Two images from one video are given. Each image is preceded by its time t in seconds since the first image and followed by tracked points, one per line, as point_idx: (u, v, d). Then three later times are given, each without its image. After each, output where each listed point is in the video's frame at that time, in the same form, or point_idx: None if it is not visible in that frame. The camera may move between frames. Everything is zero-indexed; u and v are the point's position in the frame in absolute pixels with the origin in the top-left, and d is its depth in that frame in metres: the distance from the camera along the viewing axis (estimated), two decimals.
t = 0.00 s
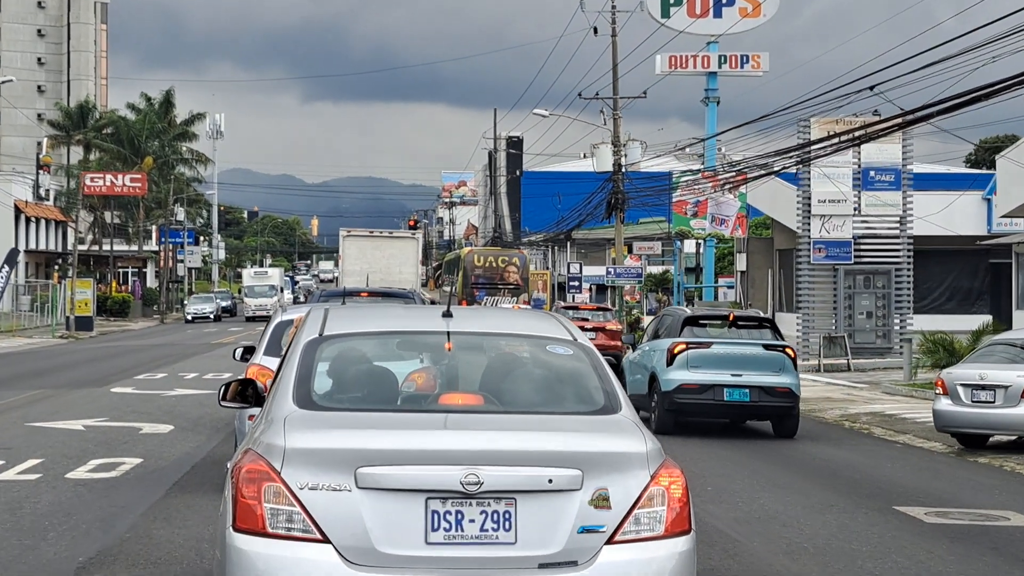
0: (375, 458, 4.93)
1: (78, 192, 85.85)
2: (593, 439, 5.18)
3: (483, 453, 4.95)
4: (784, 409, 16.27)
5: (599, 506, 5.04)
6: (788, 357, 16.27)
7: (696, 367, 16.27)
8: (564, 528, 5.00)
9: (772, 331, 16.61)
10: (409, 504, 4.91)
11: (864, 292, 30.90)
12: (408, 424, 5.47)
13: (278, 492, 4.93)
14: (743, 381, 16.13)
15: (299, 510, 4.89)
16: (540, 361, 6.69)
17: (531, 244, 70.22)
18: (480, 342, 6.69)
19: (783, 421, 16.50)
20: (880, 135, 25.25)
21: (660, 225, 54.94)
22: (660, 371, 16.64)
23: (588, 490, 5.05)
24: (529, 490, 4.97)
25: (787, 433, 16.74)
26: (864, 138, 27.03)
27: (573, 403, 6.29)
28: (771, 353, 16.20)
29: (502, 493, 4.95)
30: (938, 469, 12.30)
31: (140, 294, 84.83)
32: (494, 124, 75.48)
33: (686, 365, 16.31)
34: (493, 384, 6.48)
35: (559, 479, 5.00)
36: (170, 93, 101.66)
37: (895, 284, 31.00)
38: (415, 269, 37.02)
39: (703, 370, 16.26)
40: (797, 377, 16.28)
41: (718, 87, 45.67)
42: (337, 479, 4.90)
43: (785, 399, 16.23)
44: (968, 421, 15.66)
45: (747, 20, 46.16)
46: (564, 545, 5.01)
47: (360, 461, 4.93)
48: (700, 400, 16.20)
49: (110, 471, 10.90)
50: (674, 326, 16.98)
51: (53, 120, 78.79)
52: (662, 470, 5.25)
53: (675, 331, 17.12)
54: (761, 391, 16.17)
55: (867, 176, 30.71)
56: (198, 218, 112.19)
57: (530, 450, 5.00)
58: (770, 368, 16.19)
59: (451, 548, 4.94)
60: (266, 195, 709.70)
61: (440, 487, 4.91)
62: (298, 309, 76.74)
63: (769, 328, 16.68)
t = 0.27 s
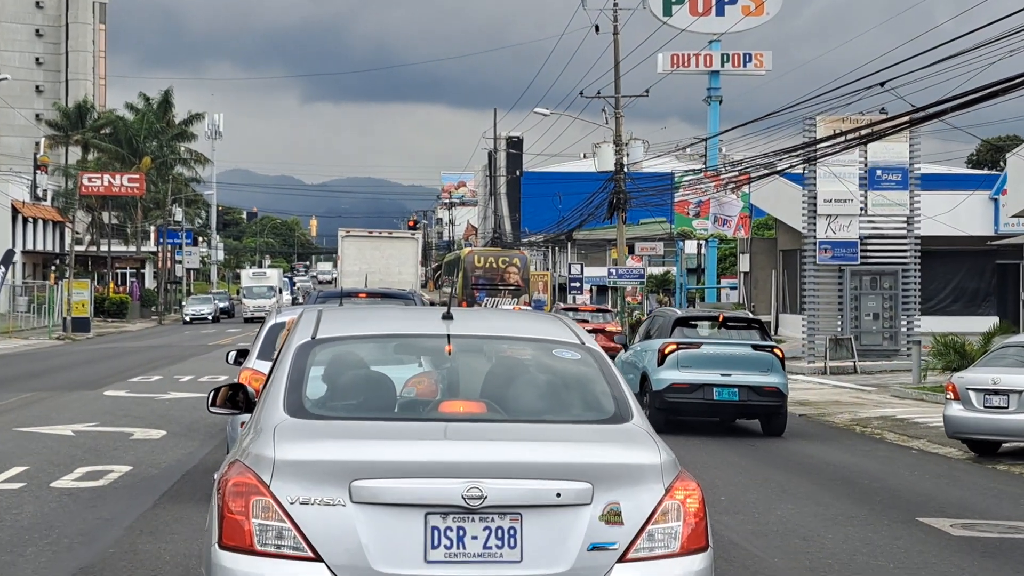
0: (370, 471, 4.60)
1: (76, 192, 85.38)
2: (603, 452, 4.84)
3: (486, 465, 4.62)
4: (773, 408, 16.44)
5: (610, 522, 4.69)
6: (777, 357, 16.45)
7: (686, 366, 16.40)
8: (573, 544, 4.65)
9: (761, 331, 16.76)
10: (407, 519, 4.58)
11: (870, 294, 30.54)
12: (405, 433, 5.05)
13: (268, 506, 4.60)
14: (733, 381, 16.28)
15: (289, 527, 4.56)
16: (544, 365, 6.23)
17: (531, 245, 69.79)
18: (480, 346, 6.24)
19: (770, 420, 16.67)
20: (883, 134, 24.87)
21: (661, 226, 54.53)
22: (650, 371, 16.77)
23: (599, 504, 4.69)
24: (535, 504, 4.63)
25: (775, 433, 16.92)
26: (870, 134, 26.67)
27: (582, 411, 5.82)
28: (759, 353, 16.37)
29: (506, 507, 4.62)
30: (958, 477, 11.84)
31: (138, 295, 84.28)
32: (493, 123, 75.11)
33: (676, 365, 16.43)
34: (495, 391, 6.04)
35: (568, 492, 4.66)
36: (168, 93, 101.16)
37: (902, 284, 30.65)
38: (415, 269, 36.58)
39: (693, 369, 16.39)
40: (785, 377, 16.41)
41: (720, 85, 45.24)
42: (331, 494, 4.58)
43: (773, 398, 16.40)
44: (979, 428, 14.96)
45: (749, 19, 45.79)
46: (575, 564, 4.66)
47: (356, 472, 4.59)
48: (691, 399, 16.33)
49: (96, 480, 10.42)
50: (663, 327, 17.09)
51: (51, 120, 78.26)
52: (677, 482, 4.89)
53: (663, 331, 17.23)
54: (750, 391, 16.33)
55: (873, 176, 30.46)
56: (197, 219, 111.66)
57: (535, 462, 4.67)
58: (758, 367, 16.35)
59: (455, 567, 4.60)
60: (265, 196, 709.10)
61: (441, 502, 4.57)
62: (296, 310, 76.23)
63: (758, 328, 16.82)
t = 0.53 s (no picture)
0: (368, 481, 4.26)
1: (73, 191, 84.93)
2: (614, 461, 4.50)
3: (491, 474, 4.28)
4: (760, 406, 16.88)
5: (620, 535, 4.34)
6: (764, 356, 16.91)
7: (676, 364, 16.87)
8: (584, 560, 4.30)
9: (749, 331, 17.27)
10: (403, 533, 4.23)
11: (875, 294, 30.21)
12: (400, 442, 4.67)
13: (257, 519, 4.25)
14: (721, 378, 16.74)
15: (279, 541, 4.20)
16: (547, 369, 5.84)
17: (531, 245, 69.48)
18: (480, 348, 5.84)
19: (758, 418, 17.11)
20: (891, 131, 24.48)
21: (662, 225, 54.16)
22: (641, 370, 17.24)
23: (609, 516, 4.35)
24: (543, 516, 4.28)
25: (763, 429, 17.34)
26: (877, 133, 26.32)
27: (590, 418, 5.43)
28: (747, 352, 16.83)
29: (512, 520, 4.28)
30: (976, 483, 11.47)
31: (136, 295, 83.86)
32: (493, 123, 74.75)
33: (667, 363, 16.90)
34: (498, 396, 5.65)
35: (577, 504, 4.31)
36: (167, 93, 100.76)
37: (908, 284, 30.33)
38: (414, 268, 36.29)
39: (683, 367, 16.85)
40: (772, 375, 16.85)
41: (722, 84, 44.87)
42: (324, 506, 4.23)
43: (760, 396, 16.85)
44: (990, 434, 14.18)
45: (751, 17, 45.49)
46: None
47: (352, 484, 4.24)
48: (680, 397, 16.78)
49: (84, 488, 10.02)
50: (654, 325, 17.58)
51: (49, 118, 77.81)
52: (692, 493, 4.55)
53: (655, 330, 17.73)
54: (738, 389, 16.78)
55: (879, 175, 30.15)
56: (195, 219, 111.23)
57: (543, 472, 4.33)
58: (746, 366, 16.81)
59: None
60: (264, 197, 708.50)
61: (442, 515, 4.22)
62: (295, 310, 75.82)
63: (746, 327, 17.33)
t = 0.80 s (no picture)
0: (366, 491, 4.07)
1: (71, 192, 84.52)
2: (623, 471, 4.31)
3: (494, 485, 4.10)
4: (747, 404, 17.30)
5: (629, 548, 4.15)
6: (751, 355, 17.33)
7: (665, 363, 17.29)
8: None
9: (738, 331, 17.72)
10: (401, 545, 4.05)
11: (881, 297, 29.96)
12: (401, 449, 4.39)
13: (249, 530, 4.05)
14: (710, 377, 17.15)
15: (273, 553, 4.00)
16: (552, 373, 5.53)
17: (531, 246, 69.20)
18: (481, 349, 5.53)
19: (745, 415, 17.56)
20: (897, 130, 24.20)
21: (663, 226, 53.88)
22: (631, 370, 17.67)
23: (618, 528, 4.16)
24: (547, 527, 4.10)
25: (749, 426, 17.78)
26: (880, 134, 26.09)
27: (596, 423, 5.13)
28: (735, 351, 17.24)
29: (515, 533, 4.09)
30: (988, 489, 11.23)
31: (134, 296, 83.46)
32: (493, 123, 74.49)
33: (656, 362, 17.32)
34: (500, 400, 5.35)
35: (583, 514, 4.13)
36: (165, 94, 100.37)
37: (913, 286, 30.10)
38: (414, 268, 36.03)
39: (672, 366, 17.27)
40: (759, 373, 17.29)
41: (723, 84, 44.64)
42: (320, 517, 4.04)
43: (748, 394, 17.27)
44: (997, 439, 13.73)
45: (753, 17, 45.28)
46: None
47: (349, 498, 4.07)
48: (669, 395, 17.17)
49: (74, 495, 9.74)
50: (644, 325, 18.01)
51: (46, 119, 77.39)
52: (704, 504, 4.35)
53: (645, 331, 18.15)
54: (725, 387, 17.21)
55: (884, 176, 29.88)
56: (193, 221, 110.82)
57: (547, 482, 4.16)
58: (733, 364, 17.23)
59: None
60: (262, 198, 708.15)
61: (443, 527, 4.04)
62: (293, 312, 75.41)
63: (735, 327, 17.77)
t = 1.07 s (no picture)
0: (361, 501, 3.85)
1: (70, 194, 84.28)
2: (630, 480, 4.08)
3: (497, 494, 3.88)
4: (734, 403, 17.75)
5: (637, 560, 3.92)
6: (739, 356, 17.83)
7: (655, 363, 17.81)
8: None
9: (726, 332, 18.30)
10: (399, 556, 3.83)
11: (885, 299, 29.85)
12: (397, 455, 4.16)
13: (240, 542, 3.82)
14: (698, 377, 17.63)
15: (264, 567, 3.77)
16: (553, 377, 5.29)
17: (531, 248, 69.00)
18: (482, 352, 5.29)
19: (734, 415, 18.00)
20: (902, 130, 23.98)
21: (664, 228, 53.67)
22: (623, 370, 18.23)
23: (625, 539, 3.93)
24: (551, 538, 3.88)
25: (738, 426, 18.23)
26: (885, 135, 25.88)
27: (600, 430, 4.89)
28: (723, 351, 17.74)
29: (518, 544, 3.86)
30: (999, 494, 10.98)
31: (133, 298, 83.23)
32: (493, 124, 74.28)
33: (647, 362, 17.84)
34: (501, 407, 5.11)
35: (588, 525, 3.91)
36: (164, 96, 100.12)
37: (916, 288, 29.97)
38: (413, 270, 35.84)
39: (662, 366, 17.78)
40: (747, 373, 17.77)
41: (724, 84, 44.44)
42: (313, 528, 3.82)
43: (735, 394, 17.73)
44: (1001, 446, 13.42)
45: (754, 17, 45.09)
46: None
47: (343, 506, 3.84)
48: (659, 393, 17.67)
49: (66, 501, 9.51)
50: (636, 327, 18.64)
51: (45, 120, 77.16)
52: (714, 513, 4.12)
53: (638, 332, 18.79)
54: (714, 387, 17.67)
55: (888, 177, 29.66)
56: (192, 222, 110.47)
57: (551, 491, 3.93)
58: (721, 364, 17.70)
59: None
60: (262, 200, 707.81)
61: (443, 538, 3.82)
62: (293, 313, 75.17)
63: (723, 327, 18.37)
